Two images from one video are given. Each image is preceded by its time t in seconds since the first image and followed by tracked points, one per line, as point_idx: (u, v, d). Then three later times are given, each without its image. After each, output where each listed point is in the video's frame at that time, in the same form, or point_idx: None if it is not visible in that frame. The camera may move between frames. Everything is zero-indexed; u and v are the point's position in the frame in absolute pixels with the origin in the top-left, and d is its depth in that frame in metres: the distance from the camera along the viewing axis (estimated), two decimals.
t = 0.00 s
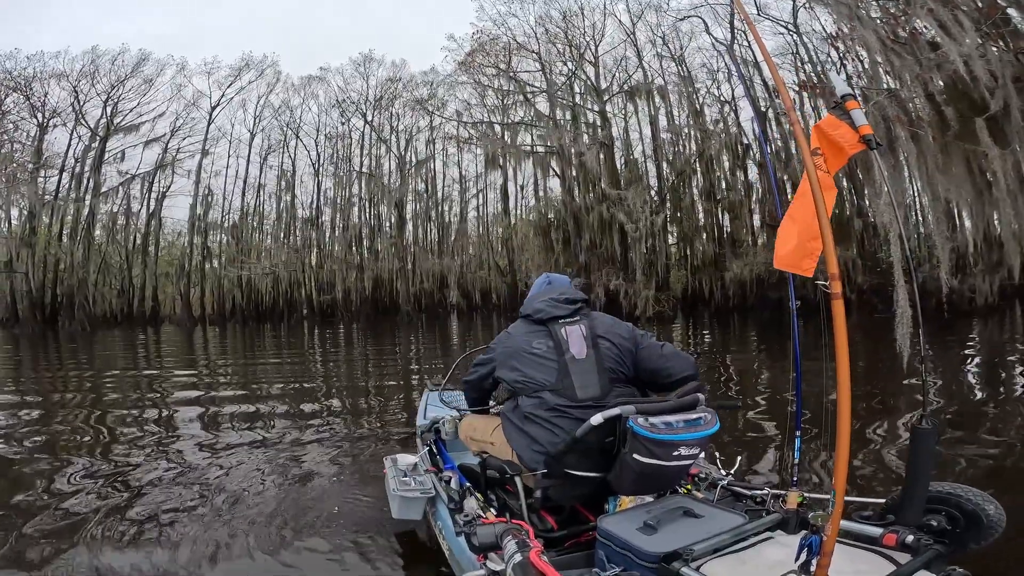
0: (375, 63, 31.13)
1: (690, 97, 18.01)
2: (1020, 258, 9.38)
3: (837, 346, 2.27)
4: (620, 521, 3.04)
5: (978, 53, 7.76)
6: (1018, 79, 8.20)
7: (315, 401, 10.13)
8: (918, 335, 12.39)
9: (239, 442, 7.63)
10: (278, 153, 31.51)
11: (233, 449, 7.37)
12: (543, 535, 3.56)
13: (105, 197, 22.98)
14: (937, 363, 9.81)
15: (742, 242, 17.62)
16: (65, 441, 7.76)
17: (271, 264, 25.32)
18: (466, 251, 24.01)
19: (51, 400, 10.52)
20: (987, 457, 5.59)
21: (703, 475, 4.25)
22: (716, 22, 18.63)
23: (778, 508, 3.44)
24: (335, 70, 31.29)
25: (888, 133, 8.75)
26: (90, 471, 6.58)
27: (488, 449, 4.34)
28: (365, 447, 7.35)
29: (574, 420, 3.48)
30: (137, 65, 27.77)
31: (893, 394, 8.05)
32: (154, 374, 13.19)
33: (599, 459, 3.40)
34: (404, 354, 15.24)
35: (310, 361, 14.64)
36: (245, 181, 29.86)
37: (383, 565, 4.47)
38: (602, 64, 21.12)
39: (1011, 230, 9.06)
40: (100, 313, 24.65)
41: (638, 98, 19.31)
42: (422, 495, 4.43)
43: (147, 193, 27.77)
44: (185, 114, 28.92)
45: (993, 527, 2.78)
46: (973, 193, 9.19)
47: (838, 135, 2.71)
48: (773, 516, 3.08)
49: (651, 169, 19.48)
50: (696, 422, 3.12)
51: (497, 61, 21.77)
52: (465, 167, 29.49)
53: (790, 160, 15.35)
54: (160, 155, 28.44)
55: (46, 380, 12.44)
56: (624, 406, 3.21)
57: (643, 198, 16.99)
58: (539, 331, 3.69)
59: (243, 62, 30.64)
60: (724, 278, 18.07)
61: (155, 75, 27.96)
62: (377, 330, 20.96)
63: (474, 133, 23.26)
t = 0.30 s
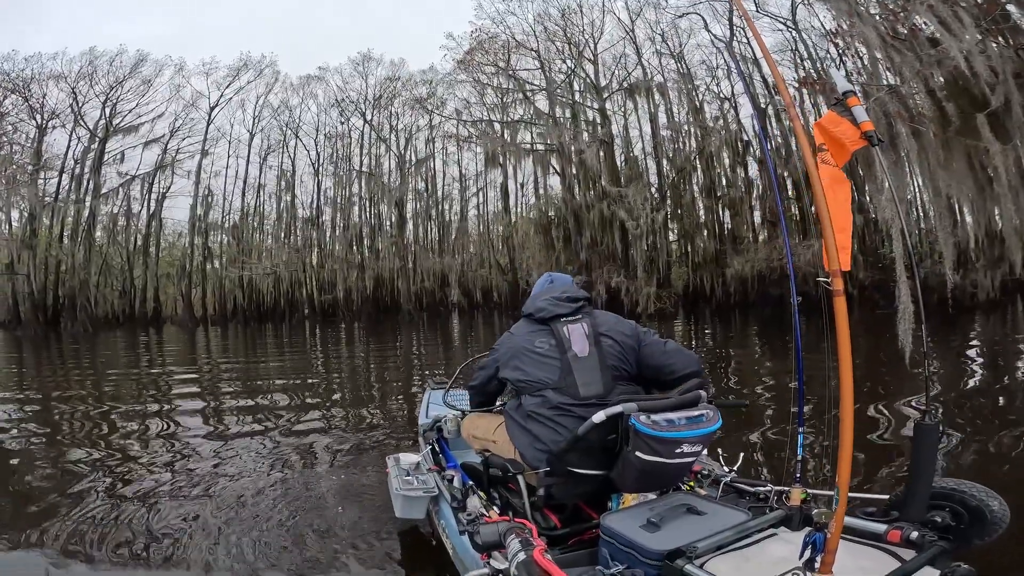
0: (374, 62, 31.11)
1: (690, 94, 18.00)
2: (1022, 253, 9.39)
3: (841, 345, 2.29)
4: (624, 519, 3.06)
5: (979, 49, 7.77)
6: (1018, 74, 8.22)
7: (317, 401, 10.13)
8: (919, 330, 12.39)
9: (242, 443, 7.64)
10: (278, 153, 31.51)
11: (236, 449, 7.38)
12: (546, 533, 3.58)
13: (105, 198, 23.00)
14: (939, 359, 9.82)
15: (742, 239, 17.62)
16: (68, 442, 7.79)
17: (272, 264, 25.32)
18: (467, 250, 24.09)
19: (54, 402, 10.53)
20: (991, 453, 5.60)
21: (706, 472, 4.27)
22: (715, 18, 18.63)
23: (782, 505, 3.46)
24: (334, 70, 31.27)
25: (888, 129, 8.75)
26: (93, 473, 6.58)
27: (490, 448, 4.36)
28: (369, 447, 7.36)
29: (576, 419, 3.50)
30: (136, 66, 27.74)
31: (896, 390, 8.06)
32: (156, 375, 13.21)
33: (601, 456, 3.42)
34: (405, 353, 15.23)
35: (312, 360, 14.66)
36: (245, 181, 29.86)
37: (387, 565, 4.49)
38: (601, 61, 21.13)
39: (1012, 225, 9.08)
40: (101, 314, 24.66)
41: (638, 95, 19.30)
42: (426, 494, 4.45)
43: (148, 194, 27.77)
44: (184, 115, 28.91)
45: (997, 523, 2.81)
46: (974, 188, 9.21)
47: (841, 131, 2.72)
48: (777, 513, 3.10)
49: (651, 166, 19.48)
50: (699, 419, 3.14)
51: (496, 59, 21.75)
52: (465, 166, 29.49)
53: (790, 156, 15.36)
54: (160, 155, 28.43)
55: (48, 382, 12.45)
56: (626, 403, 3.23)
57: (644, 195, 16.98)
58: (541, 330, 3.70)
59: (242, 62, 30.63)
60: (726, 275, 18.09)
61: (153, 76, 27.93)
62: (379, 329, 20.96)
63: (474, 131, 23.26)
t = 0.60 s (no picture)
0: (373, 62, 31.09)
1: (690, 92, 17.99)
2: None
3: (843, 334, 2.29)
4: (628, 516, 3.07)
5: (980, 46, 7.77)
6: (1020, 71, 8.22)
7: (319, 400, 10.11)
8: (921, 326, 12.40)
9: (245, 443, 7.64)
10: (278, 153, 31.49)
11: (239, 449, 7.38)
12: (550, 531, 3.59)
13: (105, 199, 23.01)
14: (942, 355, 9.82)
15: (743, 236, 17.62)
16: (71, 443, 7.80)
17: (273, 264, 25.29)
18: (468, 248, 24.22)
19: (57, 403, 10.52)
20: (996, 448, 5.62)
21: (709, 468, 4.29)
22: (714, 16, 18.63)
23: (786, 500, 3.47)
24: (333, 69, 31.25)
25: (890, 126, 8.74)
26: (97, 475, 6.57)
27: (493, 446, 4.38)
28: (372, 446, 7.38)
29: (578, 415, 3.50)
30: (134, 66, 27.72)
31: (899, 387, 8.07)
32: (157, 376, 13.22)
33: (603, 453, 3.44)
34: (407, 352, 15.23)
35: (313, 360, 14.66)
36: (246, 181, 29.86)
37: (392, 565, 4.49)
38: (601, 59, 21.13)
39: (1014, 221, 9.09)
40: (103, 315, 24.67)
41: (638, 93, 19.30)
42: (430, 493, 4.46)
43: (148, 195, 27.76)
44: (183, 115, 28.90)
45: (1003, 517, 2.84)
46: (976, 185, 9.21)
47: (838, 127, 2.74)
48: (781, 509, 3.12)
49: (652, 164, 19.47)
50: (702, 415, 3.15)
51: (496, 58, 21.72)
52: (465, 164, 29.49)
53: (790, 153, 15.36)
54: (160, 156, 28.42)
55: (51, 383, 12.45)
56: (628, 400, 3.23)
57: (644, 192, 16.96)
58: (543, 327, 3.71)
59: (241, 62, 30.62)
60: (727, 272, 18.10)
61: (152, 76, 27.91)
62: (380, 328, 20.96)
63: (474, 130, 23.24)
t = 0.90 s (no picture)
0: (372, 61, 31.09)
1: (689, 90, 17.99)
2: None
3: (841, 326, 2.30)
4: (632, 511, 3.08)
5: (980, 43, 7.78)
6: (1020, 68, 8.22)
7: (321, 399, 10.12)
8: (921, 323, 12.41)
9: (247, 442, 7.65)
10: (278, 153, 31.50)
11: (242, 449, 7.38)
12: (553, 527, 3.61)
13: (105, 200, 23.05)
14: (943, 352, 9.84)
15: (744, 234, 17.62)
16: (73, 444, 7.82)
17: (274, 264, 25.33)
18: (468, 247, 24.48)
19: (60, 404, 10.54)
20: (998, 444, 5.62)
21: (711, 463, 4.31)
22: (713, 14, 18.63)
23: (789, 495, 3.49)
24: (332, 69, 31.24)
25: (890, 123, 8.74)
26: (100, 475, 6.58)
27: (495, 443, 4.39)
28: (375, 444, 7.39)
29: (580, 410, 3.52)
30: (134, 66, 27.73)
31: (901, 383, 8.09)
32: (159, 376, 13.24)
33: (605, 448, 3.45)
34: (408, 351, 15.25)
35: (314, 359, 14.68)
36: (246, 181, 29.88)
37: (395, 563, 4.50)
38: (600, 58, 21.15)
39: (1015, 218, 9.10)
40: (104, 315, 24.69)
41: (637, 91, 19.31)
42: (433, 490, 4.48)
43: (148, 195, 27.78)
44: (183, 115, 28.90)
45: (1005, 511, 2.84)
46: (976, 181, 9.22)
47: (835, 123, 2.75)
48: (783, 502, 3.13)
49: (652, 162, 19.48)
50: (704, 409, 3.16)
51: (496, 57, 21.71)
52: (465, 163, 29.49)
53: (790, 151, 15.37)
54: (160, 156, 28.44)
55: (54, 384, 12.48)
56: (630, 395, 3.24)
57: (644, 190, 17.01)
58: (544, 324, 3.73)
59: (240, 63, 30.62)
60: (728, 270, 18.12)
61: (151, 76, 27.90)
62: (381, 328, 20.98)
63: (474, 129, 23.22)
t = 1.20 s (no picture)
0: (371, 61, 31.06)
1: (689, 88, 17.98)
2: None
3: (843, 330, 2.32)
4: (632, 512, 3.09)
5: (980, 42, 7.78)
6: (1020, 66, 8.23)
7: (322, 400, 10.12)
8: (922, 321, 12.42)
9: (249, 443, 7.65)
10: (277, 152, 31.49)
11: (242, 450, 7.38)
12: (553, 528, 3.62)
13: (105, 200, 23.06)
14: (944, 350, 9.85)
15: (744, 232, 17.63)
16: (74, 445, 7.84)
17: (274, 264, 25.37)
18: (468, 246, 24.51)
19: (62, 404, 10.56)
20: (999, 443, 5.63)
21: (712, 464, 4.32)
22: (712, 12, 18.62)
23: (789, 496, 3.49)
24: (331, 68, 31.22)
25: (891, 122, 8.74)
26: (102, 477, 6.58)
27: (495, 444, 4.40)
28: (377, 444, 7.39)
29: (580, 411, 3.53)
30: (132, 66, 27.70)
31: (902, 381, 8.10)
32: (160, 376, 13.24)
33: (606, 449, 3.47)
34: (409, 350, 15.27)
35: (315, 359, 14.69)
36: (246, 181, 29.87)
37: (396, 564, 4.51)
38: (599, 56, 21.16)
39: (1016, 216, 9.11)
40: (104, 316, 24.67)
41: (637, 89, 19.30)
42: (433, 491, 4.49)
43: (148, 196, 27.75)
44: (182, 116, 28.88)
45: (1006, 512, 2.85)
46: (977, 180, 9.23)
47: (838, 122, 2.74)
48: (784, 503, 3.14)
49: (652, 160, 19.49)
50: (704, 410, 3.17)
51: (495, 56, 21.69)
52: (465, 162, 29.48)
53: (790, 149, 15.38)
54: (159, 156, 28.45)
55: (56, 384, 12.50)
56: (630, 396, 3.25)
57: (644, 189, 17.09)
58: (544, 324, 3.73)
59: (239, 62, 30.59)
60: (728, 268, 18.13)
61: (150, 76, 27.87)
62: (382, 327, 21.00)
63: (474, 128, 23.20)
